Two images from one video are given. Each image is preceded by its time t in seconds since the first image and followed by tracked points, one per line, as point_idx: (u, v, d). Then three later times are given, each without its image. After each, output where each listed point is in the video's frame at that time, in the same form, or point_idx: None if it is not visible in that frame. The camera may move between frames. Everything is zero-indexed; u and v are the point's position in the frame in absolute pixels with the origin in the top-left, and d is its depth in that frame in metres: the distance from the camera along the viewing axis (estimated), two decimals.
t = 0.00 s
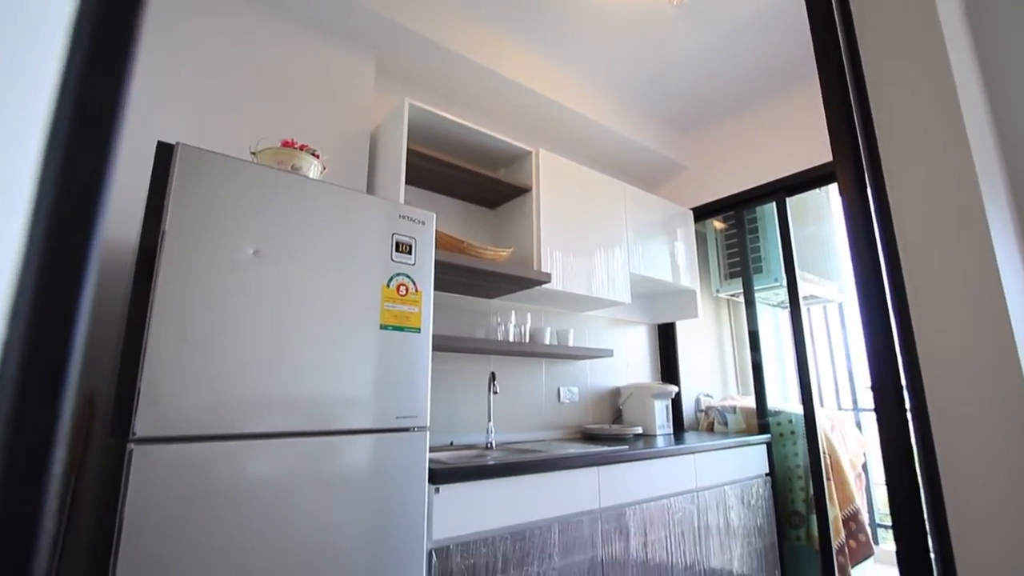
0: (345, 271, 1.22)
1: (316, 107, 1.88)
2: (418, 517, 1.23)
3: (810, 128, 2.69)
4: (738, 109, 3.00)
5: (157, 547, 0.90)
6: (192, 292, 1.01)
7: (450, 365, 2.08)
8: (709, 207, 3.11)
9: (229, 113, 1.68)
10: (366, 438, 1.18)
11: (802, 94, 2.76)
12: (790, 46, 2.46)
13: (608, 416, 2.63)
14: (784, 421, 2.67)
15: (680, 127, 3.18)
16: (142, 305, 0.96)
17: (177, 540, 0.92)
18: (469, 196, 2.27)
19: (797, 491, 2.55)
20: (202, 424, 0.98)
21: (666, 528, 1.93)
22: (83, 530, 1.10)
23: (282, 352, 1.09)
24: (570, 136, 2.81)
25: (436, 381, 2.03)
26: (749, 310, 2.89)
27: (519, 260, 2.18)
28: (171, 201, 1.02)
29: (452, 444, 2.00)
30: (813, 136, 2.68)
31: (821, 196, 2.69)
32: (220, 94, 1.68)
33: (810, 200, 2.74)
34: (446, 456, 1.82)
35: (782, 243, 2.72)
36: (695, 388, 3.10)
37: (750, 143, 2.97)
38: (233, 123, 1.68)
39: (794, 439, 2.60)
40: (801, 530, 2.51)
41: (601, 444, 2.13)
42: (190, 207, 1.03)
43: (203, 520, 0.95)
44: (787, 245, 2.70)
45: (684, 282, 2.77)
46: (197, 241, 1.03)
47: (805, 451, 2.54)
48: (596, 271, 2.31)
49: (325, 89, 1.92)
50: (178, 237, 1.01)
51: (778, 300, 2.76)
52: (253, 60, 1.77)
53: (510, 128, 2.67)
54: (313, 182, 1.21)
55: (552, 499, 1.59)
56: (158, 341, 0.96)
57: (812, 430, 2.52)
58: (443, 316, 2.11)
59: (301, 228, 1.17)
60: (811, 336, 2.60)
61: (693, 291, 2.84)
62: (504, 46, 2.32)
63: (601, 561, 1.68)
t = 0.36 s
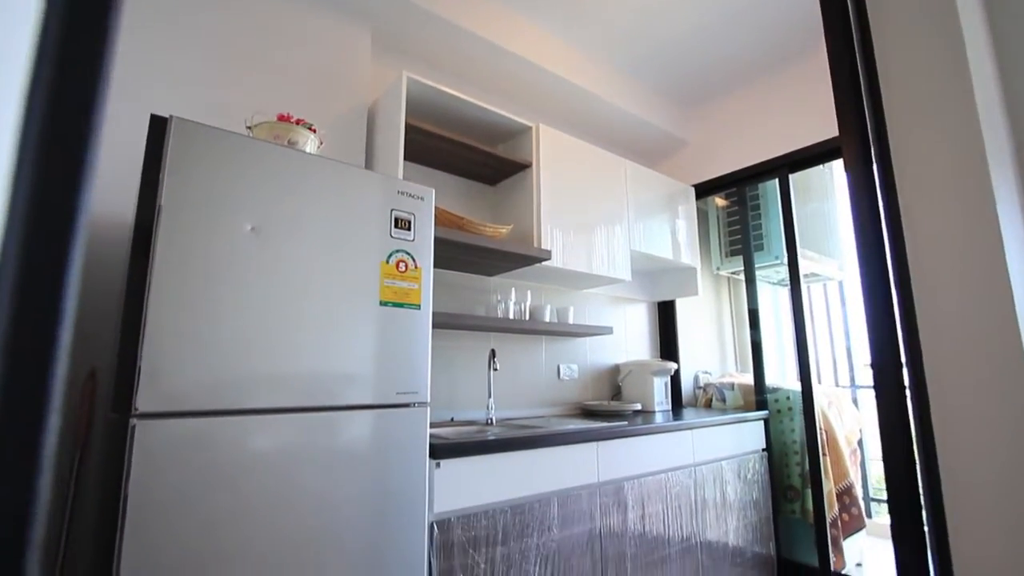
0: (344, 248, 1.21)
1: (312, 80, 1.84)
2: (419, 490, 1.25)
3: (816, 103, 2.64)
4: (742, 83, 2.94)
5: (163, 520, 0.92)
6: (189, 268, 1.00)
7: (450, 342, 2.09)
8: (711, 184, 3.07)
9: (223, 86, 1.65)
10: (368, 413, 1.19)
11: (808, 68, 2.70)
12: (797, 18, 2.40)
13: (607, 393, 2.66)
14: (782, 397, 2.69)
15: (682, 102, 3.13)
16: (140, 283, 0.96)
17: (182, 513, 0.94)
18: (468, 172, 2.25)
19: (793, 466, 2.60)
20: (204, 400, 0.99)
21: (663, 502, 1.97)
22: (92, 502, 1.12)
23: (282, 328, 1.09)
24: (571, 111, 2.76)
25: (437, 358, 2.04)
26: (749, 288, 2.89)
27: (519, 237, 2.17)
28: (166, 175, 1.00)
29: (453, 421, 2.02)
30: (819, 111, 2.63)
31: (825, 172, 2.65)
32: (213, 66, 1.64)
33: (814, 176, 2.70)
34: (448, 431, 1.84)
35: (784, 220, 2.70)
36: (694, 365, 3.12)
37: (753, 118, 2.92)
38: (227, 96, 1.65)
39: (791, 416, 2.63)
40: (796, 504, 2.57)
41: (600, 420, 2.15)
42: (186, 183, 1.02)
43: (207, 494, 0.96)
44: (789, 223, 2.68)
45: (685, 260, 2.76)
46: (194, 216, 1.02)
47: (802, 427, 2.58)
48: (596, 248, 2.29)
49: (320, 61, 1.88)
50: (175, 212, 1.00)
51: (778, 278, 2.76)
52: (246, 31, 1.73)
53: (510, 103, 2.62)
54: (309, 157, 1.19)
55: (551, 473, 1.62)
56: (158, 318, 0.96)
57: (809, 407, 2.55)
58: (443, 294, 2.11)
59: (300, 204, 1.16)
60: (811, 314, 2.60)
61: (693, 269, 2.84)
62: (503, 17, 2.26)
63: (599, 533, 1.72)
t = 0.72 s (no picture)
0: (342, 223, 1.20)
1: (307, 50, 1.80)
2: (421, 463, 1.27)
3: (823, 75, 2.59)
4: (747, 54, 2.87)
5: (169, 491, 0.93)
6: (186, 243, 0.99)
7: (450, 318, 2.09)
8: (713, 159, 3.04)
9: (216, 56, 1.61)
10: (369, 387, 1.20)
11: (816, 38, 2.63)
12: None
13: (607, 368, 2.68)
14: (780, 372, 2.71)
15: (686, 74, 3.06)
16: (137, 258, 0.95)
17: (187, 485, 0.95)
18: (468, 146, 2.22)
19: (789, 440, 2.63)
20: (206, 374, 0.99)
21: (661, 475, 2.00)
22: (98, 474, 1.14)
23: (281, 302, 1.09)
24: (572, 83, 2.70)
25: (437, 334, 2.05)
26: (749, 264, 2.89)
27: (519, 212, 2.15)
28: (160, 147, 0.98)
29: (454, 395, 2.04)
30: (825, 83, 2.57)
31: (828, 147, 2.61)
32: (205, 36, 1.60)
33: (818, 150, 2.66)
34: (449, 406, 1.86)
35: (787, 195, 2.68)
36: (694, 341, 3.14)
37: (758, 91, 2.86)
38: (221, 67, 1.61)
39: (789, 391, 2.65)
40: (792, 477, 2.62)
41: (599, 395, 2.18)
42: (180, 156, 1.00)
43: (212, 465, 0.98)
44: (792, 198, 2.68)
45: (686, 236, 2.75)
46: (190, 190, 1.00)
47: (799, 402, 2.60)
48: (597, 224, 2.28)
49: (315, 31, 1.83)
50: (170, 186, 0.98)
51: (780, 254, 2.75)
52: None
53: (510, 74, 2.56)
54: (305, 129, 1.17)
55: (551, 446, 1.63)
56: (156, 293, 0.95)
57: (806, 381, 2.57)
58: (443, 269, 2.10)
59: (297, 177, 1.14)
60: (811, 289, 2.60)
61: (694, 245, 2.82)
62: None
63: (598, 505, 1.75)
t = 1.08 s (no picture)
0: (340, 197, 1.18)
1: (301, 21, 1.75)
2: (422, 436, 1.28)
3: (830, 46, 2.53)
4: (753, 24, 2.80)
5: (173, 464, 0.94)
6: (181, 219, 0.98)
7: (450, 294, 2.09)
8: (717, 133, 2.99)
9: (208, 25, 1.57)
10: (370, 361, 1.20)
11: (823, 7, 2.56)
12: None
13: (607, 344, 2.69)
14: (779, 348, 2.72)
15: (689, 46, 2.99)
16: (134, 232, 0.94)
17: (191, 458, 0.96)
18: (467, 120, 2.18)
19: (786, 415, 2.66)
20: (206, 349, 0.99)
21: (659, 449, 2.02)
22: (105, 448, 1.16)
23: (280, 276, 1.08)
24: (573, 54, 2.64)
25: (437, 310, 2.05)
26: (750, 240, 2.87)
27: (519, 187, 2.13)
28: (153, 119, 0.96)
29: (455, 370, 2.06)
30: (832, 55, 2.52)
31: (833, 120, 2.59)
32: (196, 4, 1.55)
33: (822, 125, 2.65)
34: (449, 380, 1.87)
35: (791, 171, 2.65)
36: (693, 317, 3.14)
37: (762, 63, 2.80)
38: (214, 37, 1.57)
39: (788, 366, 2.67)
40: (788, 451, 2.65)
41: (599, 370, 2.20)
42: (174, 129, 0.98)
43: (215, 438, 0.98)
44: (796, 174, 2.66)
45: (687, 212, 2.73)
46: (186, 164, 0.99)
47: (797, 377, 2.63)
48: (597, 199, 2.25)
49: None
50: (164, 159, 0.97)
51: (782, 231, 2.74)
52: None
53: (509, 45, 2.50)
54: (301, 101, 1.15)
55: (551, 421, 1.65)
56: (153, 268, 0.95)
57: (804, 357, 2.59)
58: (442, 245, 2.09)
59: (293, 151, 1.12)
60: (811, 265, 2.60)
61: (695, 221, 2.81)
62: None
63: (597, 478, 1.77)
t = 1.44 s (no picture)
0: (338, 168, 1.17)
1: None
2: (423, 408, 1.29)
3: (839, 13, 2.46)
4: None
5: (177, 435, 0.95)
6: (175, 189, 0.96)
7: (450, 268, 2.08)
8: (721, 105, 2.94)
9: None
10: (369, 334, 1.20)
11: None
12: None
13: (607, 318, 2.69)
14: (779, 323, 2.73)
15: (694, 13, 2.91)
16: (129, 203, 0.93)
17: (194, 429, 0.97)
18: (466, 90, 2.14)
19: (784, 387, 2.69)
20: (205, 321, 0.99)
21: (657, 421, 2.04)
22: (109, 418, 1.16)
23: (278, 248, 1.07)
24: (575, 22, 2.57)
25: (437, 284, 2.04)
26: (752, 214, 2.87)
27: (519, 159, 2.10)
28: (144, 87, 0.94)
29: (455, 344, 2.07)
30: (841, 22, 2.45)
31: (841, 91, 2.56)
32: None
33: (829, 95, 2.61)
34: (451, 354, 1.89)
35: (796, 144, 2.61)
36: (693, 292, 3.12)
37: (768, 31, 2.73)
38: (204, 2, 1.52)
39: (787, 340, 2.68)
40: (784, 423, 2.69)
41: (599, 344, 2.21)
42: (166, 96, 0.96)
43: (218, 409, 0.99)
44: (800, 146, 2.62)
45: (689, 185, 2.69)
46: (180, 133, 0.97)
47: (796, 350, 2.64)
48: (599, 172, 2.23)
49: None
50: (157, 128, 0.95)
51: (784, 205, 2.74)
52: None
53: (508, 12, 2.43)
54: (297, 69, 1.12)
55: (551, 393, 1.67)
56: (149, 239, 0.94)
57: (803, 331, 2.59)
58: (442, 219, 2.07)
59: (289, 119, 1.10)
60: (813, 239, 2.60)
61: (697, 195, 2.78)
62: None
63: (596, 449, 1.80)
